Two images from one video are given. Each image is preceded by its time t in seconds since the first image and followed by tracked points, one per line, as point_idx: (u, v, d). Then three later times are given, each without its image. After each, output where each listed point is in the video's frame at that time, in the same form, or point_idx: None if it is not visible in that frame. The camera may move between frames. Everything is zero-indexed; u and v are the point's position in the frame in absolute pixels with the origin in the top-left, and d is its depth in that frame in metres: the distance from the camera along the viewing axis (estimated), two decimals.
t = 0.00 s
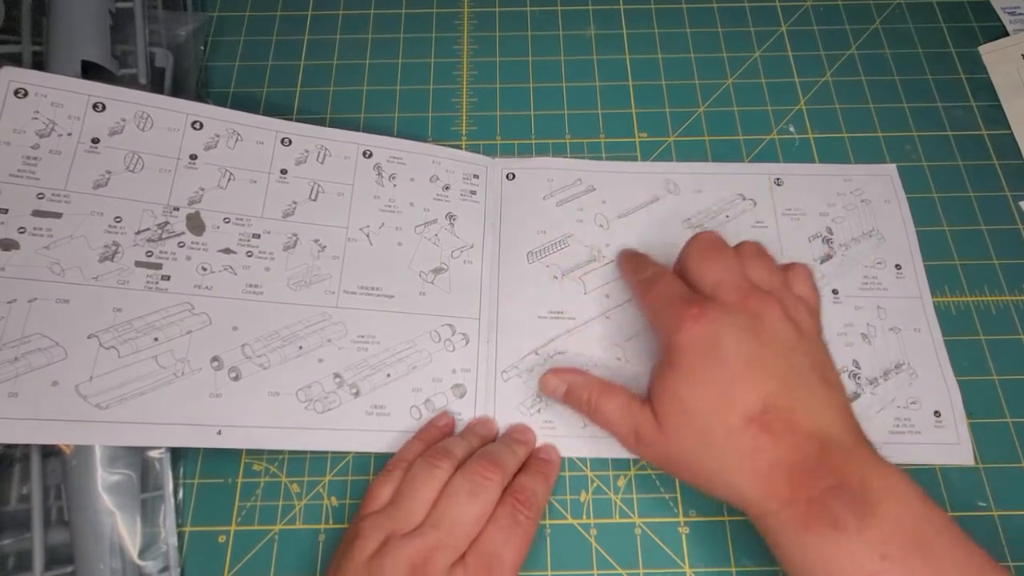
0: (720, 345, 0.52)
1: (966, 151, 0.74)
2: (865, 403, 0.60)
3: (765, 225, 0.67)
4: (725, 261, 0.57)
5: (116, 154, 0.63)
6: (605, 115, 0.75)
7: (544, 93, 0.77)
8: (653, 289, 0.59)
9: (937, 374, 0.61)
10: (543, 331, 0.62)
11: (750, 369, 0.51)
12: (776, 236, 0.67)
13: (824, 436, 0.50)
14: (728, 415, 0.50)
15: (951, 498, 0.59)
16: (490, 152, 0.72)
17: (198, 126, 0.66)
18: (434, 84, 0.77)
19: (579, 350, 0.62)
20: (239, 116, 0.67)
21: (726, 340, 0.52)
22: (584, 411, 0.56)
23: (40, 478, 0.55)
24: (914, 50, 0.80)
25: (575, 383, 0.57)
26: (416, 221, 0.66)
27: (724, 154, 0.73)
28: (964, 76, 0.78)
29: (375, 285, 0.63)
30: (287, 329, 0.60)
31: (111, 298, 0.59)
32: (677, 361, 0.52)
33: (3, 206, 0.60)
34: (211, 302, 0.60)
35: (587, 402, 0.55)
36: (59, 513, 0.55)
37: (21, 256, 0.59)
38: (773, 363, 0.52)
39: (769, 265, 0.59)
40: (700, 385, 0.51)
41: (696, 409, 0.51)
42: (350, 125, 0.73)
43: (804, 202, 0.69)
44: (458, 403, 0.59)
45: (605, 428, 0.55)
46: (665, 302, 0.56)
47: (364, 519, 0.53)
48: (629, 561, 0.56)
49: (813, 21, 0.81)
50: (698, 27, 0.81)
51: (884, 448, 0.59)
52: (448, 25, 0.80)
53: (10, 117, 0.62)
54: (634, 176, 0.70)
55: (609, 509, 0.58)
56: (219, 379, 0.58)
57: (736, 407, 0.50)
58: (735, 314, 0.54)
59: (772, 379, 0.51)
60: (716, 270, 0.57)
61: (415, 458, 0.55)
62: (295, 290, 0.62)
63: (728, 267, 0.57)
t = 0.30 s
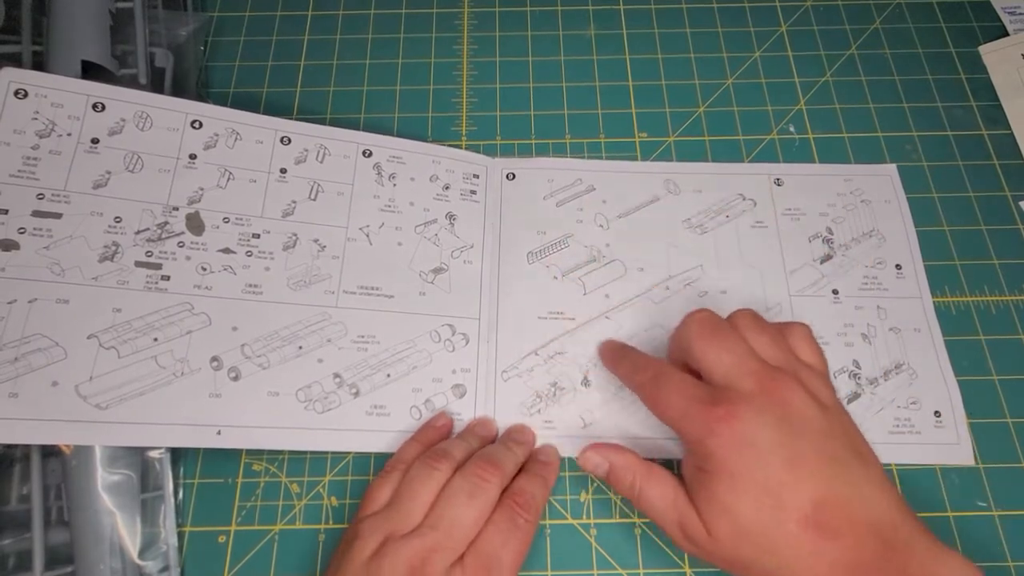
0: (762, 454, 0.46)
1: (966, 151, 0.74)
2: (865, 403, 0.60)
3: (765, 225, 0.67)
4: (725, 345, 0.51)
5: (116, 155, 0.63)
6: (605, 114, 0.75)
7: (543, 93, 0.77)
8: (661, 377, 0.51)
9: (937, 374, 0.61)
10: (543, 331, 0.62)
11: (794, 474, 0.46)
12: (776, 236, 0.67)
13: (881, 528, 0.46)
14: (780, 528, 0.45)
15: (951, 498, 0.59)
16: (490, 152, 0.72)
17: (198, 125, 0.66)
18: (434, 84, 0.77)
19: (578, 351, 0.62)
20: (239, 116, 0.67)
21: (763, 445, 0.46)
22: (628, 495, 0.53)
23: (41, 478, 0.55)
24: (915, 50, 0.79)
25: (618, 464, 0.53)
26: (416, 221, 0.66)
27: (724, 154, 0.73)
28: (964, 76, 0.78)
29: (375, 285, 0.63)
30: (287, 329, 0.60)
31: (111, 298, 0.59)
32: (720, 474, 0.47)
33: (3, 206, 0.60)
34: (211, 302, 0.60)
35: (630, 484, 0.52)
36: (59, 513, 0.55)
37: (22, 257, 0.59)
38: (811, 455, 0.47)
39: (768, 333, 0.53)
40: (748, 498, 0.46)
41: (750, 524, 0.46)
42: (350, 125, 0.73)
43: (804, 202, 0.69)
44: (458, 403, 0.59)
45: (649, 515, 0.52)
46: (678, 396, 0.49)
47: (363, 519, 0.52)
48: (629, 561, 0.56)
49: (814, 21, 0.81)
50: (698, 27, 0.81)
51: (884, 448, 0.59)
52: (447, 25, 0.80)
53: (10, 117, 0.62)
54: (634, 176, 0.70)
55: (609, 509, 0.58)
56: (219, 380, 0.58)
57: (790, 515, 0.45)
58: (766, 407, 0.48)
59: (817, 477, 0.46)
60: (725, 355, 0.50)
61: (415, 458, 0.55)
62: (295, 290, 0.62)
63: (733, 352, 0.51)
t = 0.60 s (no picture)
0: (936, 546, 0.45)
1: (966, 151, 0.74)
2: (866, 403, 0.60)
3: (765, 224, 0.67)
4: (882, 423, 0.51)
5: (117, 155, 0.63)
6: (605, 115, 0.75)
7: (544, 93, 0.77)
8: (818, 448, 0.50)
9: (937, 374, 0.61)
10: (543, 331, 0.62)
11: None
12: (776, 236, 0.67)
13: None
14: None
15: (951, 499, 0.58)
16: (490, 152, 0.72)
17: (198, 126, 0.66)
18: (434, 84, 0.77)
19: (579, 351, 0.62)
20: (239, 116, 0.67)
21: (940, 538, 0.46)
22: None
23: (40, 478, 0.55)
24: (915, 50, 0.80)
25: (756, 565, 0.49)
26: (416, 221, 0.66)
27: (724, 154, 0.73)
28: (964, 76, 0.78)
29: (375, 285, 0.63)
30: (287, 329, 0.60)
31: (111, 298, 0.59)
32: None
33: (3, 206, 0.60)
34: (211, 302, 0.60)
35: None
36: (59, 513, 0.55)
37: (22, 257, 0.59)
38: (984, 550, 0.46)
39: (933, 437, 0.52)
40: None
41: None
42: (350, 125, 0.74)
43: (804, 202, 0.69)
44: (458, 403, 0.59)
45: None
46: (847, 474, 0.48)
47: (363, 519, 0.52)
48: (629, 561, 0.56)
49: (814, 21, 0.81)
50: (698, 27, 0.81)
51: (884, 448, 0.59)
52: (448, 25, 0.80)
53: (11, 118, 0.62)
54: (634, 176, 0.70)
55: (609, 510, 0.58)
56: (219, 380, 0.58)
57: None
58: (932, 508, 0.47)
59: None
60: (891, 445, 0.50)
61: (416, 459, 0.55)
62: (295, 290, 0.62)
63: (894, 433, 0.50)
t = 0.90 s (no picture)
0: (902, 321, 0.53)
1: (966, 151, 0.74)
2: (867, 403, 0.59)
3: (765, 224, 0.67)
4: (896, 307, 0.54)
5: (117, 155, 0.63)
6: (605, 115, 0.75)
7: (544, 93, 0.77)
8: (848, 246, 0.57)
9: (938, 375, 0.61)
10: (543, 331, 0.62)
11: (992, 471, 0.50)
12: (776, 236, 0.67)
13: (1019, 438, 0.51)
14: (969, 521, 0.50)
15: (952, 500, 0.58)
16: (490, 152, 0.72)
17: (198, 126, 0.66)
18: (434, 84, 0.77)
19: (579, 351, 0.62)
20: (240, 116, 0.67)
21: (904, 311, 0.54)
22: (760, 399, 0.55)
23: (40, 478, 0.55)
24: (915, 50, 0.80)
25: (755, 368, 0.55)
26: (416, 221, 0.66)
27: (725, 154, 0.73)
28: (964, 76, 0.78)
29: (375, 285, 0.63)
30: (287, 329, 0.60)
31: (111, 298, 0.59)
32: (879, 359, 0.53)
33: (3, 206, 0.60)
34: (211, 302, 0.60)
35: (765, 390, 0.54)
36: (59, 513, 0.55)
37: (22, 257, 0.59)
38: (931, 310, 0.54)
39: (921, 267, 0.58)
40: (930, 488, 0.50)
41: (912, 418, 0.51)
42: (350, 125, 0.74)
43: (805, 202, 0.69)
44: (458, 403, 0.59)
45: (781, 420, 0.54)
46: (869, 267, 0.55)
47: (363, 520, 0.52)
48: (628, 561, 0.56)
49: (813, 21, 0.81)
50: (698, 27, 0.81)
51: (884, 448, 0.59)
52: (448, 25, 0.80)
53: (11, 118, 0.63)
54: (634, 176, 0.70)
55: (609, 510, 0.58)
56: (219, 380, 0.58)
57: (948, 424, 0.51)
58: (912, 344, 0.53)
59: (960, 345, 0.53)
60: (886, 288, 0.54)
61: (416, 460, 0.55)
62: (295, 290, 0.62)
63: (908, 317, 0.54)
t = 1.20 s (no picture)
0: (831, 269, 0.56)
1: (966, 151, 0.74)
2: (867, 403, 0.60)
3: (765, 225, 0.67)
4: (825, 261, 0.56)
5: (117, 155, 0.63)
6: (605, 115, 0.75)
7: (544, 93, 0.77)
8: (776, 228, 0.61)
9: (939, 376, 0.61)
10: (543, 331, 0.62)
11: (924, 400, 0.52)
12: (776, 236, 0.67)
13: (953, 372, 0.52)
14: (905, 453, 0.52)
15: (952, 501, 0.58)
16: (490, 152, 0.72)
17: (198, 125, 0.66)
18: (434, 84, 0.77)
19: (579, 351, 0.62)
20: (240, 116, 0.67)
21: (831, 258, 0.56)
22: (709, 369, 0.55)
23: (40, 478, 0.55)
24: (915, 50, 0.80)
25: (696, 340, 0.55)
26: (416, 221, 0.66)
27: (724, 154, 0.73)
28: (964, 76, 0.78)
29: (375, 285, 0.63)
30: (287, 329, 0.60)
31: (111, 298, 0.59)
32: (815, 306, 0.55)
33: (3, 206, 0.60)
34: (211, 302, 0.60)
35: (713, 356, 0.55)
36: (59, 513, 0.55)
37: (22, 257, 0.59)
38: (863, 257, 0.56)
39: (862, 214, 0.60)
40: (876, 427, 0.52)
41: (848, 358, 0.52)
42: (350, 125, 0.74)
43: (805, 202, 0.69)
44: (458, 403, 0.59)
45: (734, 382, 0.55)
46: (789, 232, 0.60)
47: (363, 520, 0.52)
48: (629, 561, 0.56)
49: (813, 21, 0.81)
50: (698, 27, 0.81)
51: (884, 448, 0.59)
52: (448, 25, 0.80)
53: (11, 118, 0.63)
54: (634, 176, 0.70)
55: (609, 510, 0.58)
56: (219, 380, 0.58)
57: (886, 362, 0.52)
58: (841, 286, 0.55)
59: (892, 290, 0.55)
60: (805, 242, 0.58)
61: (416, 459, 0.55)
62: (295, 290, 0.62)
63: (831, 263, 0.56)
